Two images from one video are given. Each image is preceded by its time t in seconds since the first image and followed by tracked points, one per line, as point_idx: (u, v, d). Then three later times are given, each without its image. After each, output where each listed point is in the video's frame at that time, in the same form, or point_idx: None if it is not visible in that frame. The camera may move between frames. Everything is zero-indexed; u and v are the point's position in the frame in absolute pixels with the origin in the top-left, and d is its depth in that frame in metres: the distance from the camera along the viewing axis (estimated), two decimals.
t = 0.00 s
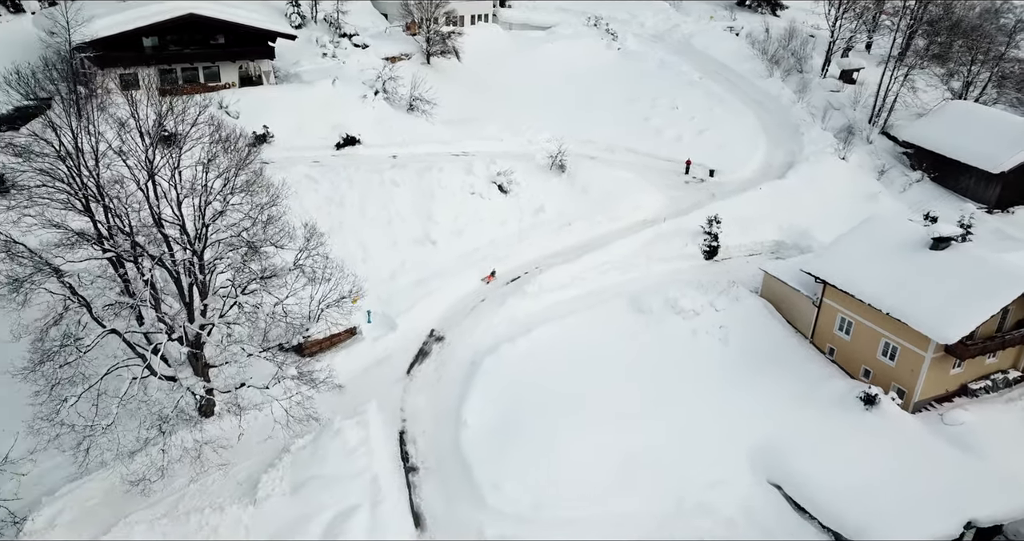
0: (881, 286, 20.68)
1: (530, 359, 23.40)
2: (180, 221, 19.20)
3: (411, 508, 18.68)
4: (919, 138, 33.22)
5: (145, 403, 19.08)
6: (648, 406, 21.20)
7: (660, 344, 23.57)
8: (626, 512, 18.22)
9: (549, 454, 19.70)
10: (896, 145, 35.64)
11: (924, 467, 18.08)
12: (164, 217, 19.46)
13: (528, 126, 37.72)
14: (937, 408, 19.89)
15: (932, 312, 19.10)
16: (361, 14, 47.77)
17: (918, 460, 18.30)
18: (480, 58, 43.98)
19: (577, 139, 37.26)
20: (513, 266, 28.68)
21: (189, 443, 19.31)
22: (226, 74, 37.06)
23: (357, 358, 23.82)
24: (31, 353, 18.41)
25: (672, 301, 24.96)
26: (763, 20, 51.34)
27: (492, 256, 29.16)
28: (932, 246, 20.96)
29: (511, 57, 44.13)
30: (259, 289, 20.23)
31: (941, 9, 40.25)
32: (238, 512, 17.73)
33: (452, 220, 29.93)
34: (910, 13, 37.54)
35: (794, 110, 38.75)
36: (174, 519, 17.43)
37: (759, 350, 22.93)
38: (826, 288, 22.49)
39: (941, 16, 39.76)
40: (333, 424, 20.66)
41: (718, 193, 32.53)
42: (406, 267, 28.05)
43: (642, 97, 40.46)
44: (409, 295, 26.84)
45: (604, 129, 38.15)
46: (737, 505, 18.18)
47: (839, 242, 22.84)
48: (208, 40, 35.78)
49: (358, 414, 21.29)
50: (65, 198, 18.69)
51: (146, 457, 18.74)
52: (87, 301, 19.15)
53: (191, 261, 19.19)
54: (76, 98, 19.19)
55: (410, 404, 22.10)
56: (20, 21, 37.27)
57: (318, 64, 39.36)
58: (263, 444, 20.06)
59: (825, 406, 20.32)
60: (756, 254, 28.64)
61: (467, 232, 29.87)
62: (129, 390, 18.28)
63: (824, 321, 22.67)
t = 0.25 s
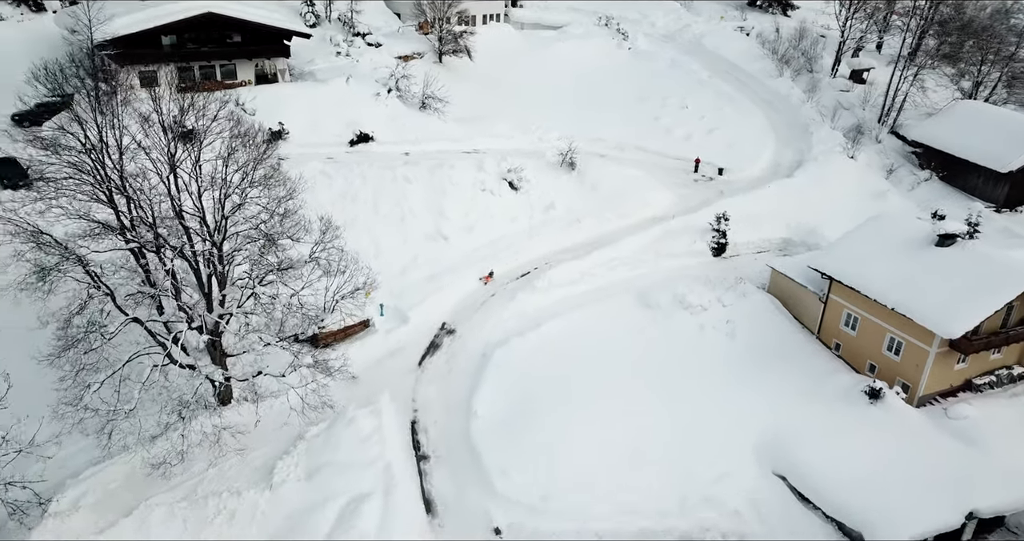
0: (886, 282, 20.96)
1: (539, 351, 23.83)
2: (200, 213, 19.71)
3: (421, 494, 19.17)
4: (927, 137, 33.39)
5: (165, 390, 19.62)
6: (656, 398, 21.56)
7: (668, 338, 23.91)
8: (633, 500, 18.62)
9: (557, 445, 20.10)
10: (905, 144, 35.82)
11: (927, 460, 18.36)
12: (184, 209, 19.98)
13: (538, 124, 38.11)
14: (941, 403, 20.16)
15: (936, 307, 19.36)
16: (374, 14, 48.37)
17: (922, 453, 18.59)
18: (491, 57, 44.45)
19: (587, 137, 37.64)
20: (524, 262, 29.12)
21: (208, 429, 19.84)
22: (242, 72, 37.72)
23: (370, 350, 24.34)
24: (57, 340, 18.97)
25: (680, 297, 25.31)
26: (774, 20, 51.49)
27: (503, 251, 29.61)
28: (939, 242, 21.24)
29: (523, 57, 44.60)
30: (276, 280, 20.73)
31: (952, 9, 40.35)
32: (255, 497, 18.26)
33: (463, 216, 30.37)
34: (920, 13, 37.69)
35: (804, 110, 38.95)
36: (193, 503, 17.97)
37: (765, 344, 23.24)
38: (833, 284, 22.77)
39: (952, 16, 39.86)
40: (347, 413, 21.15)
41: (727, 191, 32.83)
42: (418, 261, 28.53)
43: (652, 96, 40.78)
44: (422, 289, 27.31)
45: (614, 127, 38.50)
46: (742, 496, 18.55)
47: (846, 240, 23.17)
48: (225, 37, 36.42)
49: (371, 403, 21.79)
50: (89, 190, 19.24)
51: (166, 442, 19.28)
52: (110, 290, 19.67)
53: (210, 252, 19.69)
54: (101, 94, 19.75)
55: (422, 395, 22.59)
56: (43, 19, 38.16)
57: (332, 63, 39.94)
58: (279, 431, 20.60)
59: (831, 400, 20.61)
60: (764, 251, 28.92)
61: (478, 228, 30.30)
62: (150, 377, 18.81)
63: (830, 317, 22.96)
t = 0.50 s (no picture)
0: (890, 278, 21.32)
1: (547, 345, 24.24)
2: (217, 206, 20.21)
3: (431, 482, 19.61)
4: (934, 136, 33.65)
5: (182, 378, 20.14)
6: (661, 390, 21.95)
7: (674, 332, 24.27)
8: (638, 489, 19.04)
9: (564, 435, 20.52)
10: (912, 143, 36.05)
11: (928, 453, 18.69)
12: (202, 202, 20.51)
13: (547, 122, 38.49)
14: (943, 397, 20.50)
15: (939, 303, 19.77)
16: (385, 13, 48.91)
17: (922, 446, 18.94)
18: (501, 56, 44.89)
19: (595, 135, 38.01)
20: (532, 257, 29.55)
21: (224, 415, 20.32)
22: (256, 71, 38.34)
23: (381, 342, 24.82)
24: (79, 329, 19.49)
25: (687, 292, 25.65)
26: (782, 20, 51.67)
27: (511, 247, 30.06)
28: (942, 239, 21.64)
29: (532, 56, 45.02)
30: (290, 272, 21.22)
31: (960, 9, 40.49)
32: (269, 483, 18.70)
33: (473, 212, 30.78)
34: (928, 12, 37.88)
35: (811, 109, 39.19)
36: (209, 487, 18.41)
37: (770, 339, 23.57)
38: (837, 280, 23.10)
39: (959, 16, 40.01)
40: (359, 402, 21.62)
41: (734, 189, 33.14)
42: (428, 256, 28.99)
43: (660, 95, 41.12)
44: (432, 283, 27.75)
45: (622, 126, 38.87)
46: (745, 485, 18.94)
47: (850, 237, 23.55)
48: (239, 36, 37.09)
49: (382, 394, 22.24)
50: (110, 183, 19.73)
51: (183, 428, 19.80)
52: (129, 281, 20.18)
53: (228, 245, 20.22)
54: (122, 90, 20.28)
55: (432, 386, 23.06)
56: (61, 18, 39.03)
57: (343, 61, 40.45)
58: (292, 420, 21.10)
59: (834, 393, 20.94)
60: (769, 249, 29.24)
61: (486, 224, 30.72)
62: (168, 365, 19.32)
63: (835, 312, 23.30)
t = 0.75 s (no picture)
0: (896, 274, 21.67)
1: (556, 338, 24.67)
2: (236, 199, 20.71)
3: (443, 470, 20.00)
4: (943, 136, 33.94)
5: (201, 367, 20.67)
6: (669, 383, 22.32)
7: (682, 327, 24.61)
8: (645, 479, 19.41)
9: (573, 426, 20.94)
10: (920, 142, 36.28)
11: (931, 446, 19.02)
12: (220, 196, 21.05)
13: (557, 120, 38.85)
14: (947, 391, 20.88)
15: (943, 299, 20.12)
16: (397, 13, 49.46)
17: (926, 439, 19.27)
18: (511, 56, 45.33)
19: (604, 134, 38.37)
20: (542, 253, 29.98)
21: (243, 401, 21.19)
22: (270, 69, 38.94)
23: (393, 335, 25.31)
24: (101, 318, 20.07)
25: (694, 288, 25.96)
26: (791, 20, 51.86)
27: (521, 243, 30.50)
28: (947, 236, 22.02)
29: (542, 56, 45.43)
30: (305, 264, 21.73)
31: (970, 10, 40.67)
32: (285, 469, 19.06)
33: (484, 208, 31.24)
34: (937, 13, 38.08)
35: (819, 109, 39.42)
36: (227, 473, 18.78)
37: (776, 334, 23.91)
38: (843, 277, 23.46)
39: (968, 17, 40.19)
40: (372, 392, 22.08)
41: (742, 187, 33.42)
42: (439, 251, 29.45)
43: (669, 94, 41.43)
44: (443, 278, 28.21)
45: (631, 125, 39.20)
46: (751, 476, 19.28)
47: (857, 234, 23.91)
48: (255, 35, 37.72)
49: (395, 385, 22.68)
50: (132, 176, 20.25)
51: (202, 414, 20.43)
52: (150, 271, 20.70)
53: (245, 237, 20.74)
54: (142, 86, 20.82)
55: (443, 377, 23.53)
56: (80, 18, 39.76)
57: (356, 60, 40.98)
58: (308, 409, 21.63)
59: (839, 388, 21.27)
60: (777, 246, 29.53)
61: (496, 221, 31.16)
62: (188, 354, 19.86)
63: (841, 308, 23.65)
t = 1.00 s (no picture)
0: (902, 270, 21.99)
1: (564, 332, 25.12)
2: (254, 193, 21.25)
3: (453, 459, 20.44)
4: (954, 135, 34.17)
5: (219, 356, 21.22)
6: (676, 376, 22.67)
7: (690, 322, 24.96)
8: (652, 469, 19.80)
9: (583, 417, 21.36)
10: (929, 142, 36.43)
11: (934, 441, 19.37)
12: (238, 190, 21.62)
13: (567, 118, 39.22)
14: (952, 386, 21.26)
15: (949, 295, 20.44)
16: (410, 13, 50.04)
17: (928, 434, 19.63)
18: (522, 55, 45.79)
19: (614, 132, 38.72)
20: (551, 249, 30.40)
21: (260, 389, 22.13)
22: (286, 67, 39.59)
23: (406, 327, 25.82)
24: (123, 307, 20.69)
25: (702, 284, 26.29)
26: (802, 20, 51.99)
27: (531, 238, 30.94)
28: (954, 233, 22.34)
29: (553, 55, 45.87)
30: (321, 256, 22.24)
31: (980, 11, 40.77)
32: (300, 456, 19.55)
33: (495, 204, 31.70)
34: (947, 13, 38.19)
35: (829, 108, 39.61)
36: (244, 459, 19.26)
37: (783, 330, 24.23)
38: (850, 273, 23.80)
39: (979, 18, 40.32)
40: (384, 383, 22.56)
41: (751, 185, 33.69)
42: (451, 246, 29.90)
43: (679, 93, 41.72)
44: (454, 273, 28.70)
45: (641, 124, 39.54)
46: (756, 467, 19.72)
47: (864, 231, 24.25)
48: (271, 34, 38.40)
49: (407, 376, 23.17)
50: (154, 170, 20.81)
51: (220, 402, 21.01)
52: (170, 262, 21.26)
53: (262, 230, 21.29)
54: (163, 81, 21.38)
55: (454, 369, 24.00)
56: (101, 16, 40.51)
57: (369, 58, 41.54)
58: (323, 398, 22.19)
59: (845, 383, 21.61)
60: (785, 244, 29.81)
61: (506, 217, 31.57)
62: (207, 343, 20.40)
63: (847, 304, 23.98)
